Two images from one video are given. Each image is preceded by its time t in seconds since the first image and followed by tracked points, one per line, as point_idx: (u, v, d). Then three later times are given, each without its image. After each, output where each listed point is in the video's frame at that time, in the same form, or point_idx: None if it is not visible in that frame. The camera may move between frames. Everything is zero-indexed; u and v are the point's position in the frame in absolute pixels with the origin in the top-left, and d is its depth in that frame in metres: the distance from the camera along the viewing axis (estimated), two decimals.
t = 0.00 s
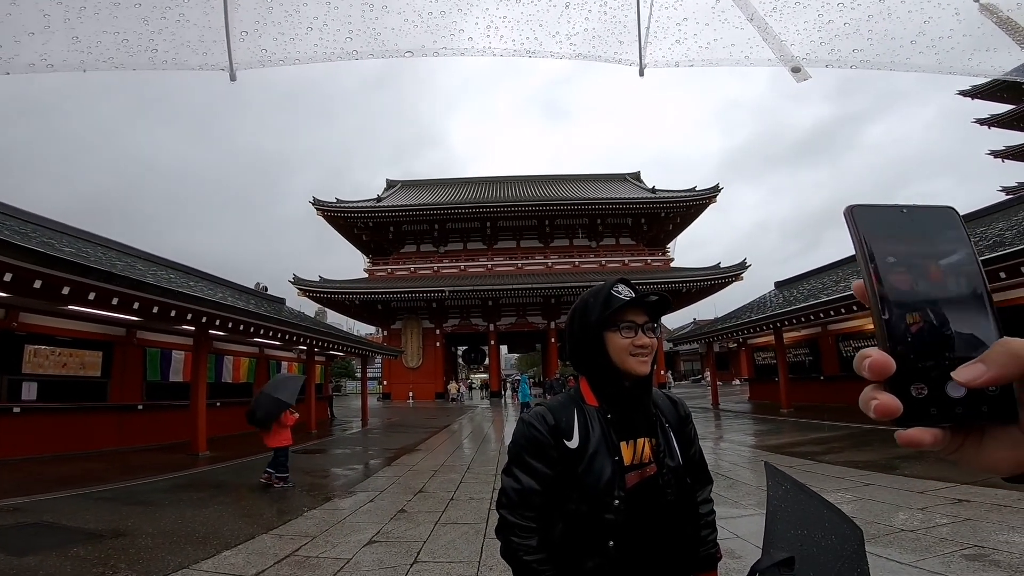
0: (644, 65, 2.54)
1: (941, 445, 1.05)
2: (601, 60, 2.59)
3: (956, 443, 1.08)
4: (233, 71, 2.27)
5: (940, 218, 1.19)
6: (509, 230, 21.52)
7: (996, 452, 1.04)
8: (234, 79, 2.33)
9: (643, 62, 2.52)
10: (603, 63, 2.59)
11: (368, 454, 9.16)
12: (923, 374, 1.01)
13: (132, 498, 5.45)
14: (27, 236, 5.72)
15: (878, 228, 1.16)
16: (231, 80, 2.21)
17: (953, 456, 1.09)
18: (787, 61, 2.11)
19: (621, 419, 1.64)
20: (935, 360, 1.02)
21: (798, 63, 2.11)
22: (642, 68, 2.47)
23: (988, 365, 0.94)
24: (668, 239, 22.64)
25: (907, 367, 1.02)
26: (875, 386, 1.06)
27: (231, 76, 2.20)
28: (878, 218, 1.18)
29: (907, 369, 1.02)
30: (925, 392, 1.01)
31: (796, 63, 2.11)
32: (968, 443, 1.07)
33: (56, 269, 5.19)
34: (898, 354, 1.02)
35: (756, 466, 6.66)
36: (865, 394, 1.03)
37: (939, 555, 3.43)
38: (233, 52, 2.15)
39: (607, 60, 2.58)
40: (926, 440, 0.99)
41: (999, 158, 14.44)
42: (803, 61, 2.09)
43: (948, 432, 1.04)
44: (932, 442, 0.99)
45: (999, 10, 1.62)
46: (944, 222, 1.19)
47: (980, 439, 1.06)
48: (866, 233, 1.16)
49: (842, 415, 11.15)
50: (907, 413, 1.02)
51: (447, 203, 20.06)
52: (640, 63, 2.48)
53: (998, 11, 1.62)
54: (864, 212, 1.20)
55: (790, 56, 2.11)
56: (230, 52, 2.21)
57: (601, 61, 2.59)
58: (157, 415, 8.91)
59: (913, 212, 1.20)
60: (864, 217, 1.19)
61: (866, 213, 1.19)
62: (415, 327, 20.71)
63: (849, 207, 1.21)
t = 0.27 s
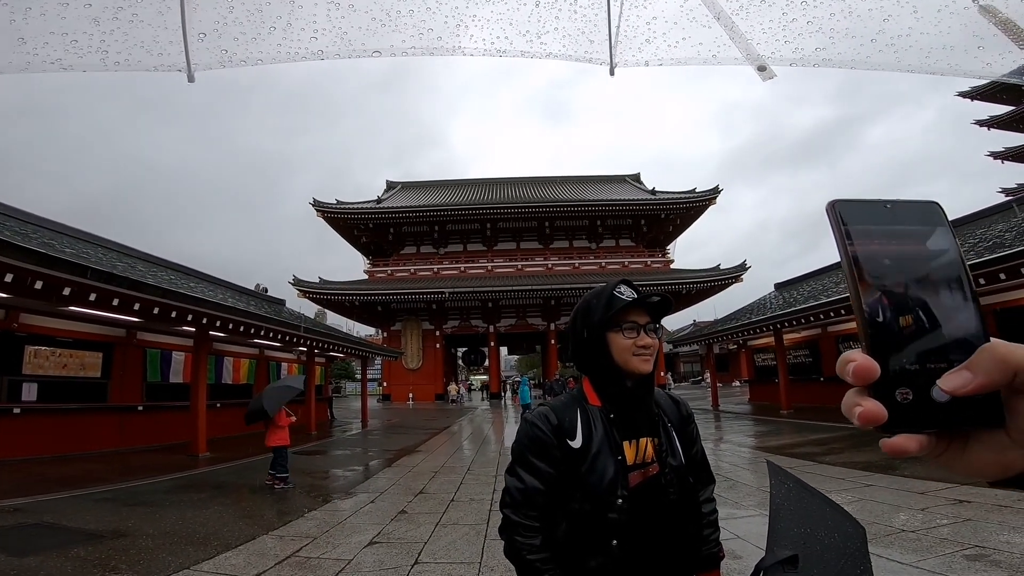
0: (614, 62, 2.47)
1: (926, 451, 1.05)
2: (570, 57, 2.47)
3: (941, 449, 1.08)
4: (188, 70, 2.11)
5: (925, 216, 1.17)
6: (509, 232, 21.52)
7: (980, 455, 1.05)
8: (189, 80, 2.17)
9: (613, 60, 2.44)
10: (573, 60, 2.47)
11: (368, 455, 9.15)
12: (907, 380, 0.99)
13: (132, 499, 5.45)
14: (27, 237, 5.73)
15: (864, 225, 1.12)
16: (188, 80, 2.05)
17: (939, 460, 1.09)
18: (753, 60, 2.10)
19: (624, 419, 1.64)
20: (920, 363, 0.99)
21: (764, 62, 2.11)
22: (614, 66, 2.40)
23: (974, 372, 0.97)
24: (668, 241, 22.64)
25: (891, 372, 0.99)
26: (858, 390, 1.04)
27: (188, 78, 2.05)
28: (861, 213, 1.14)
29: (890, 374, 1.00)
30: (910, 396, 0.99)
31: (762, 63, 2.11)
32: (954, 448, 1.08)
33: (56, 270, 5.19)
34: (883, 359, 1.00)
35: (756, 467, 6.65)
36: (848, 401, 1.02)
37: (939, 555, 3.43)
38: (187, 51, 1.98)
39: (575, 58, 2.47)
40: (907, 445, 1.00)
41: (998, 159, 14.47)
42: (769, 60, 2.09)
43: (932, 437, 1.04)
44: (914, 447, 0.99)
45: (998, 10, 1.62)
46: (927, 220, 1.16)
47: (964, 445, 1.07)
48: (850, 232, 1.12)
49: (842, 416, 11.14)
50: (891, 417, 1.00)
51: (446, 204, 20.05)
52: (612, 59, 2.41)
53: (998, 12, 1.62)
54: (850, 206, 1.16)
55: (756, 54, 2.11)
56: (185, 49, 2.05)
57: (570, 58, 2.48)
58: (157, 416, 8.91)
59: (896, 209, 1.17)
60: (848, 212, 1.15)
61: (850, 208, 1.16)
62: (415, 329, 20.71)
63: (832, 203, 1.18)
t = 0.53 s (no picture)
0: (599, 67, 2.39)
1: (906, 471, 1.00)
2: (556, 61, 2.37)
3: (920, 469, 1.03)
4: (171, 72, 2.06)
5: (909, 234, 1.14)
6: (513, 233, 21.52)
7: (961, 475, 1.01)
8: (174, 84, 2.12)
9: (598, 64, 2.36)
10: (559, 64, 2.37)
11: (372, 455, 9.16)
12: (886, 402, 0.96)
13: (137, 498, 5.47)
14: (35, 238, 5.77)
15: (849, 245, 1.10)
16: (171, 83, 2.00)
17: (921, 479, 1.05)
18: (740, 64, 2.07)
19: (631, 419, 1.64)
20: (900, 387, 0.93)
21: (749, 66, 2.08)
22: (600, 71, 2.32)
23: (954, 397, 0.90)
24: (672, 242, 22.58)
25: (873, 394, 0.97)
26: (839, 411, 1.01)
27: (173, 80, 2.00)
28: (846, 232, 1.12)
29: (872, 396, 0.97)
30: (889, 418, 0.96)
31: (748, 66, 2.08)
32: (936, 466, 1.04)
33: (63, 269, 5.23)
34: (865, 381, 0.98)
35: (761, 469, 6.62)
36: (827, 422, 0.99)
37: (944, 557, 3.40)
38: (172, 53, 1.91)
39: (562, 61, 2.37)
40: (887, 468, 0.95)
41: (1005, 160, 14.38)
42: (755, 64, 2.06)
43: (913, 457, 0.99)
44: (893, 471, 0.94)
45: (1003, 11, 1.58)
46: (911, 238, 1.14)
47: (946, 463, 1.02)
48: (835, 255, 1.08)
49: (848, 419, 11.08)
50: (871, 440, 0.96)
51: (451, 205, 20.07)
52: (598, 64, 2.33)
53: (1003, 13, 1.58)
54: (834, 225, 1.14)
55: (743, 58, 2.08)
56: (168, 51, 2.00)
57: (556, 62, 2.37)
58: (162, 416, 8.95)
59: (881, 227, 1.14)
60: (833, 230, 1.13)
61: (835, 227, 1.13)
62: (419, 330, 20.73)
63: (817, 221, 1.16)
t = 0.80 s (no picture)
0: (597, 65, 2.34)
1: (909, 485, 1.01)
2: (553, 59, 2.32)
3: (923, 482, 1.04)
4: (167, 72, 2.05)
5: (914, 248, 1.10)
6: (518, 236, 21.52)
7: (963, 489, 1.01)
8: (173, 84, 2.11)
9: (597, 63, 2.31)
10: (556, 63, 2.33)
11: (376, 457, 9.16)
12: (889, 417, 0.95)
13: (143, 498, 5.49)
14: (45, 239, 5.82)
15: (852, 260, 1.06)
16: (168, 82, 1.99)
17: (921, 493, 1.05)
18: (739, 63, 2.06)
19: (638, 422, 1.62)
20: (903, 401, 0.96)
21: (749, 66, 2.08)
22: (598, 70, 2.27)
23: (956, 413, 0.92)
24: (678, 245, 22.50)
25: (875, 410, 0.96)
26: (840, 426, 1.00)
27: (170, 80, 1.99)
28: (849, 246, 1.08)
29: (874, 412, 0.96)
30: (892, 434, 0.96)
31: (747, 66, 2.07)
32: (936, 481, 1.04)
33: (72, 270, 5.27)
34: (866, 398, 0.97)
35: (767, 473, 6.57)
36: (830, 438, 0.97)
37: (952, 561, 3.36)
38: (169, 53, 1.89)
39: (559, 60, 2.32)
40: (888, 482, 0.96)
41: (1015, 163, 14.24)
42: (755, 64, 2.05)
43: (915, 471, 1.00)
44: (896, 485, 0.95)
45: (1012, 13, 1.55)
46: (916, 252, 1.10)
47: (946, 477, 1.03)
48: (835, 271, 1.05)
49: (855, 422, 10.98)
50: (872, 455, 0.96)
51: (457, 208, 20.11)
52: (597, 63, 2.26)
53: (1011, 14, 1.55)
54: (836, 239, 1.10)
55: (743, 58, 2.07)
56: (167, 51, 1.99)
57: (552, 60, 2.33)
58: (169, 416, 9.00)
59: (885, 241, 1.10)
60: (836, 245, 1.09)
61: (837, 241, 1.10)
62: (424, 332, 20.75)
63: (819, 236, 1.12)
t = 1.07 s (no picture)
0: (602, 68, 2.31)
1: (915, 489, 0.99)
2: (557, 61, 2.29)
3: (930, 488, 1.02)
4: (172, 73, 2.05)
5: (921, 252, 1.09)
6: (523, 238, 21.53)
7: (969, 494, 1.00)
8: (176, 84, 2.10)
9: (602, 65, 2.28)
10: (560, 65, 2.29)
11: (380, 458, 9.17)
12: (896, 422, 0.94)
13: (148, 498, 5.51)
14: (54, 239, 5.87)
15: (859, 263, 1.05)
16: (171, 82, 1.98)
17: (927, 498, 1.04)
18: (745, 65, 2.06)
19: (641, 424, 1.61)
20: (910, 407, 0.94)
21: (755, 68, 2.07)
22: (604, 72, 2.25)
23: (963, 419, 0.90)
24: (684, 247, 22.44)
25: (882, 415, 0.94)
26: (846, 431, 0.99)
27: (173, 80, 1.98)
28: (855, 250, 1.07)
29: (881, 417, 0.94)
30: (899, 438, 0.94)
31: (753, 68, 2.07)
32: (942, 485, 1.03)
33: (80, 271, 5.31)
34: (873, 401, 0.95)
35: (772, 476, 6.52)
36: (835, 443, 0.96)
37: (958, 564, 3.32)
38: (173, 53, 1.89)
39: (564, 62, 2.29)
40: (896, 487, 0.94)
41: None
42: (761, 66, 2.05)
43: (922, 476, 0.99)
44: (904, 490, 0.94)
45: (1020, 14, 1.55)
46: (923, 256, 1.09)
47: (953, 483, 1.01)
48: (841, 274, 1.04)
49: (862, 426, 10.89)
50: (880, 460, 0.95)
51: (462, 210, 20.15)
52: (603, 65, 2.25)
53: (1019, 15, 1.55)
54: (843, 244, 1.09)
55: (748, 60, 2.07)
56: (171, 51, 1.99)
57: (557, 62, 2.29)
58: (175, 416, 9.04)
59: (893, 245, 1.09)
60: (842, 249, 1.08)
61: (843, 245, 1.09)
62: (428, 333, 20.78)
63: (825, 240, 1.11)
